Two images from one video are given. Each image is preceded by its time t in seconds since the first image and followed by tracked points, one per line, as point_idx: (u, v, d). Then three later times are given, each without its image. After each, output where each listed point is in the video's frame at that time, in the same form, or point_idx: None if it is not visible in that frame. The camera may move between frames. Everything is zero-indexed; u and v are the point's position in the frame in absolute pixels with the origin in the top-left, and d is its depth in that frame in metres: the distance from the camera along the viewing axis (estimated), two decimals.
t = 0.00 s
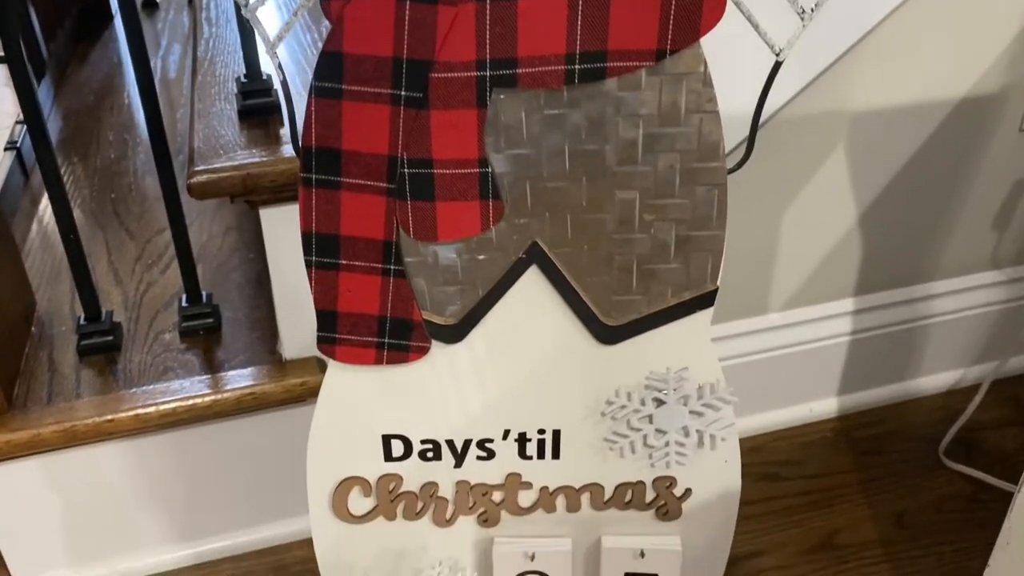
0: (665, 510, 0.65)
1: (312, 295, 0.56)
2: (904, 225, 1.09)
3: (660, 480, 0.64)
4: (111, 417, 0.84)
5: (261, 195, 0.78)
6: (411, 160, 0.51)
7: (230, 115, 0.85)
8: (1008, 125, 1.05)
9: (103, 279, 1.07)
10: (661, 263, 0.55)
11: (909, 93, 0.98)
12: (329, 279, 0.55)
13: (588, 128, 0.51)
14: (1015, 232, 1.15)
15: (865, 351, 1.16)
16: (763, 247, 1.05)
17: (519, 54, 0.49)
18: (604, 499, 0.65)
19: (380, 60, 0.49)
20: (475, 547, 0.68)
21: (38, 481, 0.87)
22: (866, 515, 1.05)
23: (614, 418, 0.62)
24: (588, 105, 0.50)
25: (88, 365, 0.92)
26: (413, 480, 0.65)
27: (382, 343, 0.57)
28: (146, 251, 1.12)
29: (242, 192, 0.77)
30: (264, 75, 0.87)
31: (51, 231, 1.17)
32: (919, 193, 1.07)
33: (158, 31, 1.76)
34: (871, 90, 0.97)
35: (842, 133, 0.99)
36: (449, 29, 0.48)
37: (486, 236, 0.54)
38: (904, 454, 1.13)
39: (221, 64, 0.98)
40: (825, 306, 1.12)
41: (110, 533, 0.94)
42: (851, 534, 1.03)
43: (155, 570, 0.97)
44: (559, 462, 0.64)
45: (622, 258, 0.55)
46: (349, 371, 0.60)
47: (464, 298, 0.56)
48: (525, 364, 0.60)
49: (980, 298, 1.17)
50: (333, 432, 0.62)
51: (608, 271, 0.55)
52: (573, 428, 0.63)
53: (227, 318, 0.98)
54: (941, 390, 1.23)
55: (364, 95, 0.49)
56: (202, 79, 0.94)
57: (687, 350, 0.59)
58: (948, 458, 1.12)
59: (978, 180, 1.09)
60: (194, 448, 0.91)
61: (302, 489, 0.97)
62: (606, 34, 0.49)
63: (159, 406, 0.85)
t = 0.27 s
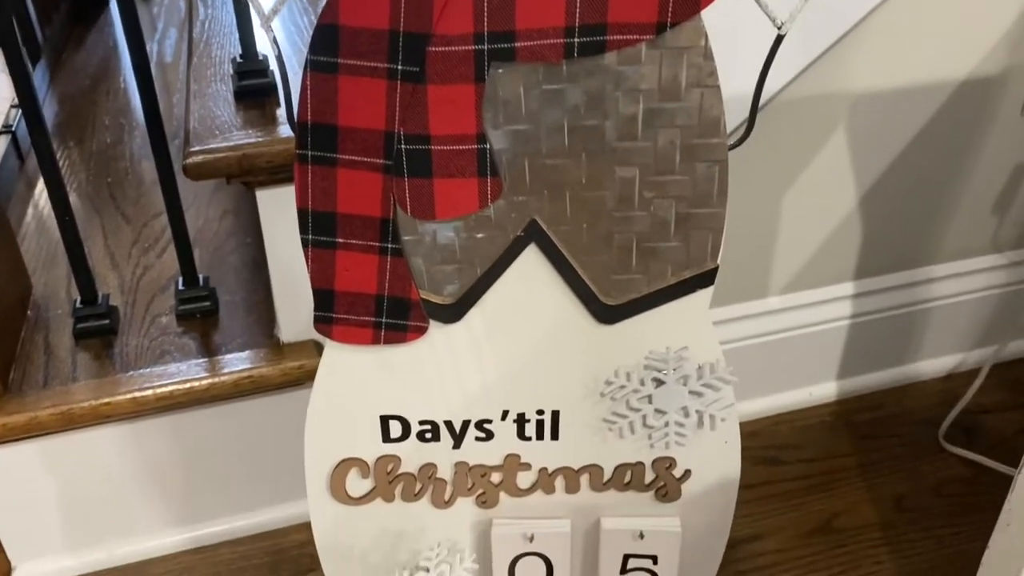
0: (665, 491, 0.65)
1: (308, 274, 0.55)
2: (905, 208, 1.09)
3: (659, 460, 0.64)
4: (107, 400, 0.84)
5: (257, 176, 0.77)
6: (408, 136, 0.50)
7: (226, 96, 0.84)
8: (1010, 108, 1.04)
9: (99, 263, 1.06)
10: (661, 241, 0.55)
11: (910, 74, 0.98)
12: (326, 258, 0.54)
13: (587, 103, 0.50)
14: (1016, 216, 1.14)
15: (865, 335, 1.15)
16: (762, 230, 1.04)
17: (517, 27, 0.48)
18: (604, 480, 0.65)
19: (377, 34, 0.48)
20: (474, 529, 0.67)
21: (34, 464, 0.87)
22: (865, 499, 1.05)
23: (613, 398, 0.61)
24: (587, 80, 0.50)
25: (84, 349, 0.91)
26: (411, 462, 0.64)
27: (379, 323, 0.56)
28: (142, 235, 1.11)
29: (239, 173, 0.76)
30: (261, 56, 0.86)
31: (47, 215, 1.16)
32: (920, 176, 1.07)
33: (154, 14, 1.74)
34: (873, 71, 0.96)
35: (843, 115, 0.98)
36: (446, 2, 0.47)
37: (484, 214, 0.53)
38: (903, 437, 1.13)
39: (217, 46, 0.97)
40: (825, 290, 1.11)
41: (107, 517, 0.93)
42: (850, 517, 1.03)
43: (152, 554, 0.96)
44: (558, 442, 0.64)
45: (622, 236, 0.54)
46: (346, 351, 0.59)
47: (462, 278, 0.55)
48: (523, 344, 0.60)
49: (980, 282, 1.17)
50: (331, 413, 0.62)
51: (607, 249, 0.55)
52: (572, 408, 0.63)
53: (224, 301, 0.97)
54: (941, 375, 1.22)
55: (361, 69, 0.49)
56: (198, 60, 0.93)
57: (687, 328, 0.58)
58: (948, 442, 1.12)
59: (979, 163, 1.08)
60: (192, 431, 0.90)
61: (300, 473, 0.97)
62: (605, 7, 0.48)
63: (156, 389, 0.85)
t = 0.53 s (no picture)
0: (661, 473, 0.65)
1: (300, 252, 0.54)
2: (904, 191, 1.08)
3: (656, 441, 0.63)
4: (99, 383, 0.83)
5: (249, 156, 0.76)
6: (400, 110, 0.50)
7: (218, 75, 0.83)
8: (1011, 89, 1.03)
9: (91, 246, 1.05)
10: (658, 218, 0.54)
11: (910, 55, 0.97)
12: (318, 236, 0.53)
13: (582, 77, 0.49)
14: (1016, 199, 1.13)
15: (863, 319, 1.15)
16: (761, 212, 1.03)
17: None
18: (599, 462, 0.65)
19: (368, 4, 0.47)
20: (469, 512, 0.67)
21: (27, 448, 0.87)
22: (863, 482, 1.04)
23: (609, 378, 0.61)
24: (583, 52, 0.49)
25: (76, 332, 0.91)
26: (405, 443, 0.64)
27: (373, 302, 0.56)
28: (136, 218, 1.11)
29: (231, 153, 0.76)
30: (253, 35, 0.85)
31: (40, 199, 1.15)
32: (920, 158, 1.06)
33: None
34: (872, 51, 0.95)
35: (842, 96, 0.97)
36: None
37: (479, 191, 0.52)
38: (902, 421, 1.12)
39: (209, 25, 0.96)
40: (824, 274, 1.11)
41: (100, 501, 0.93)
42: (849, 501, 1.02)
43: (146, 539, 0.96)
44: (554, 423, 0.63)
45: (618, 214, 0.54)
46: (339, 331, 0.59)
47: (456, 256, 0.55)
48: (518, 324, 0.59)
49: (980, 266, 1.16)
50: (324, 394, 0.61)
51: (603, 227, 0.54)
52: (568, 389, 0.62)
53: (218, 284, 0.96)
54: (940, 359, 1.22)
55: (352, 41, 0.48)
56: (190, 40, 0.92)
57: (684, 307, 0.58)
58: (946, 426, 1.12)
59: (979, 145, 1.07)
60: (186, 415, 0.90)
61: (295, 457, 0.96)
62: None
63: (149, 371, 0.84)
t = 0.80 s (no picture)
0: (659, 453, 0.64)
1: (291, 227, 0.53)
2: (904, 172, 1.07)
3: (654, 421, 0.63)
4: (90, 364, 0.82)
5: (241, 133, 0.75)
6: (393, 79, 0.49)
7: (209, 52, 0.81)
8: (1013, 69, 1.02)
9: (82, 228, 1.04)
10: (658, 192, 0.53)
11: (911, 34, 0.96)
12: (309, 210, 0.52)
13: (580, 45, 0.48)
14: (1016, 180, 1.13)
15: (862, 303, 1.14)
16: (760, 194, 1.02)
17: None
18: (597, 443, 0.64)
19: None
20: (464, 493, 0.66)
21: (17, 430, 0.86)
22: (861, 466, 1.03)
23: (607, 356, 0.60)
24: (579, 20, 0.48)
25: (67, 313, 0.90)
26: (400, 423, 0.63)
27: (366, 279, 0.55)
28: (128, 200, 1.09)
29: (223, 130, 0.74)
30: (245, 11, 0.83)
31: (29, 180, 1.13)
32: (921, 139, 1.05)
33: None
34: (873, 30, 0.93)
35: (842, 75, 0.96)
36: None
37: (474, 163, 0.51)
38: (901, 405, 1.12)
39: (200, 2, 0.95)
40: (823, 256, 1.10)
41: (93, 485, 0.92)
42: (847, 484, 1.01)
43: (139, 523, 0.95)
44: (551, 403, 0.62)
45: (616, 187, 0.53)
46: (332, 308, 0.58)
47: (451, 231, 0.54)
48: (515, 301, 0.58)
49: (980, 248, 1.16)
50: (317, 373, 0.60)
51: (600, 201, 0.53)
52: (565, 367, 0.61)
53: (211, 266, 0.95)
54: (938, 343, 1.21)
55: (343, 7, 0.47)
56: (180, 16, 0.90)
57: (683, 283, 0.57)
58: (945, 409, 1.11)
59: (980, 126, 1.06)
60: (178, 397, 0.89)
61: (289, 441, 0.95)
62: None
63: (141, 353, 0.83)
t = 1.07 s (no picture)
0: (658, 432, 0.63)
1: (284, 200, 0.52)
2: (905, 153, 1.06)
3: (653, 399, 0.62)
4: (82, 345, 0.81)
5: (234, 109, 0.74)
6: (387, 47, 0.48)
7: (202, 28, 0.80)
8: (1015, 48, 1.01)
9: (73, 209, 1.03)
10: (658, 164, 0.52)
11: (913, 11, 0.94)
12: (302, 182, 0.51)
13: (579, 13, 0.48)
14: (1018, 161, 1.12)
15: (862, 285, 1.13)
16: (759, 174, 1.01)
17: None
18: (595, 422, 0.63)
19: None
20: (461, 473, 0.65)
21: (8, 412, 0.85)
22: (860, 448, 1.03)
23: (606, 333, 0.59)
24: None
25: (58, 294, 0.88)
26: (396, 401, 0.62)
27: (360, 254, 0.54)
28: (120, 180, 1.08)
29: (215, 106, 0.73)
30: None
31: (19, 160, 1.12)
32: (922, 119, 1.04)
33: None
34: (874, 7, 0.92)
35: (843, 54, 0.95)
36: None
37: (470, 134, 0.50)
38: (900, 387, 1.11)
39: None
40: (822, 238, 1.09)
41: (85, 467, 0.91)
42: (846, 467, 1.01)
43: (133, 506, 0.94)
44: (549, 380, 0.62)
45: (615, 158, 0.52)
46: (326, 284, 0.57)
47: (447, 204, 0.53)
48: (512, 277, 0.57)
49: (980, 230, 1.15)
50: (311, 350, 0.59)
51: (600, 173, 0.52)
52: (563, 345, 0.60)
53: (204, 246, 0.94)
54: (938, 326, 1.21)
55: None
56: None
57: (683, 257, 0.56)
58: (944, 391, 1.10)
59: (982, 106, 1.05)
60: (172, 379, 0.88)
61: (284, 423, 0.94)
62: None
63: (133, 333, 0.82)
